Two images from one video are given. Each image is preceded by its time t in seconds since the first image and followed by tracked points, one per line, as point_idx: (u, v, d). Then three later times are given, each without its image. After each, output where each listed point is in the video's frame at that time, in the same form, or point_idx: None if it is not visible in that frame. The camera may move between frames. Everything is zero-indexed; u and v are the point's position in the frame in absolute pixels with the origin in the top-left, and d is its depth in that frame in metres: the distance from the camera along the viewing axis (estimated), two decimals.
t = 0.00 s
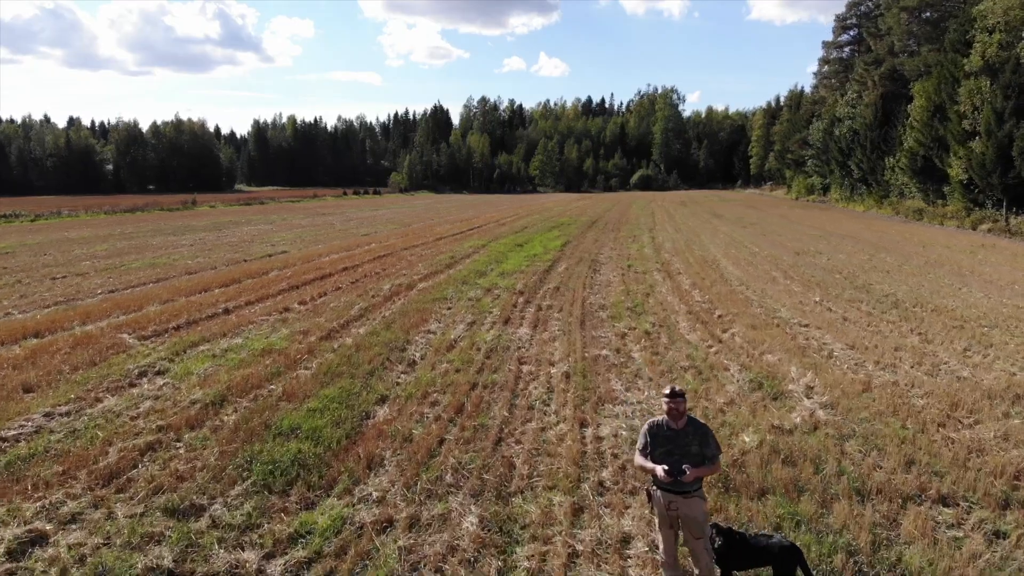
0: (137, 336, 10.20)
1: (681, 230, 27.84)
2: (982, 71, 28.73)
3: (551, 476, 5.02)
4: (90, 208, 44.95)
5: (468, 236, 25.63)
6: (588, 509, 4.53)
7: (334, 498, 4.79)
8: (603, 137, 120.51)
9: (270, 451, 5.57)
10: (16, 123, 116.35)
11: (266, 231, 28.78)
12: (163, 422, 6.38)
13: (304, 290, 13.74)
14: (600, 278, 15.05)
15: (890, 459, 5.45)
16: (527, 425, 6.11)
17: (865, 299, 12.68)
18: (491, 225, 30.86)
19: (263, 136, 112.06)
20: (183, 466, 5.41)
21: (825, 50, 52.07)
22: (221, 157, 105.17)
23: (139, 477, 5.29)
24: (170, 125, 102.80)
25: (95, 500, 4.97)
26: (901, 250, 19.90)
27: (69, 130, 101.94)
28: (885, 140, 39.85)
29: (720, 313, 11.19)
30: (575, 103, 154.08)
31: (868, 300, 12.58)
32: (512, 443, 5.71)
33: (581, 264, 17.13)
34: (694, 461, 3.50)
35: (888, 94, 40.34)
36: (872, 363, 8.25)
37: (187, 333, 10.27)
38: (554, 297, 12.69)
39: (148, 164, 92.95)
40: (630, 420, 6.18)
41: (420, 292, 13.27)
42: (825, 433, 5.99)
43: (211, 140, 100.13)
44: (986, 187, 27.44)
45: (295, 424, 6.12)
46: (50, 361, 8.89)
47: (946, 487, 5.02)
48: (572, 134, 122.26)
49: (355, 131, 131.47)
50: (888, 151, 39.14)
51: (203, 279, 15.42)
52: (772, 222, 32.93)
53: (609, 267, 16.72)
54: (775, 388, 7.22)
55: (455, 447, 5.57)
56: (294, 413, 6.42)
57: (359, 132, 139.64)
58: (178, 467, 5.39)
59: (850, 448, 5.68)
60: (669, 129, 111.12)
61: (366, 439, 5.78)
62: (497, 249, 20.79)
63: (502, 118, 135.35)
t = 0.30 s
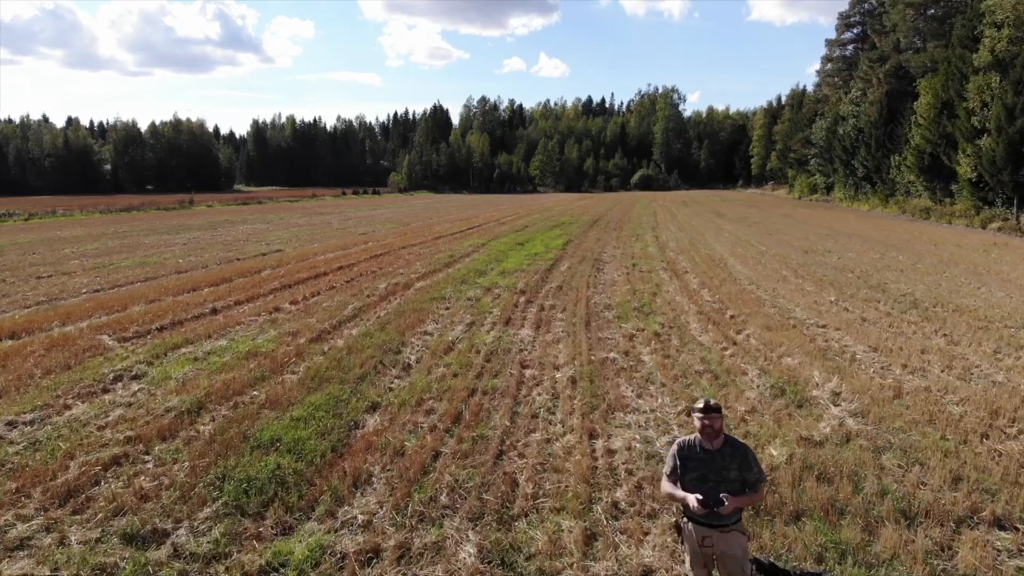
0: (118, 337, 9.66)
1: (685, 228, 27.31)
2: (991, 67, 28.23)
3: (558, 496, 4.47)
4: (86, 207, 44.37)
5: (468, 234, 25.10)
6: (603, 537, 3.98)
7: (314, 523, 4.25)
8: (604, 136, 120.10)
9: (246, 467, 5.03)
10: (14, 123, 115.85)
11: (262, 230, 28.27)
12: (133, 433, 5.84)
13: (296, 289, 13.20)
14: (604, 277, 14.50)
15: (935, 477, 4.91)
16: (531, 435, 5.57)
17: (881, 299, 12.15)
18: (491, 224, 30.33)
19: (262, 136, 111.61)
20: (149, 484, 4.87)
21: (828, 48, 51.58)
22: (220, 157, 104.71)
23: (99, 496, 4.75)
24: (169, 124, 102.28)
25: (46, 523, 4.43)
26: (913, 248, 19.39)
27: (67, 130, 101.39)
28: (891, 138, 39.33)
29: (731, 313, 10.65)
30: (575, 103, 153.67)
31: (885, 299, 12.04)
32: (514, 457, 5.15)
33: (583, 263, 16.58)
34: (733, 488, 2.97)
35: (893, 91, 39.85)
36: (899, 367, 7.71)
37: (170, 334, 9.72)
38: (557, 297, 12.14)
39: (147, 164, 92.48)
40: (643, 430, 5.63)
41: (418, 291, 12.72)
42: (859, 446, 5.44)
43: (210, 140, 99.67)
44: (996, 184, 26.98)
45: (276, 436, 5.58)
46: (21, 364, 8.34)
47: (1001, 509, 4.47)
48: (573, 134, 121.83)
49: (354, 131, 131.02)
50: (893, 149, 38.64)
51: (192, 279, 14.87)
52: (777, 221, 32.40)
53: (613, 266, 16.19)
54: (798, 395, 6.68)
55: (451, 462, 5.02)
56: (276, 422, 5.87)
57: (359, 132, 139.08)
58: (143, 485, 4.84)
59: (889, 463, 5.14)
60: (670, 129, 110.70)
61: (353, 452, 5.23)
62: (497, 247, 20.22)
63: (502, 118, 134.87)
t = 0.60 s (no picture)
0: (94, 344, 9.08)
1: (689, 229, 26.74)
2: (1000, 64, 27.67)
3: (567, 535, 3.91)
4: (81, 207, 43.81)
5: (467, 235, 24.50)
6: None
7: (286, 568, 3.68)
8: (604, 136, 119.55)
9: (213, 497, 4.46)
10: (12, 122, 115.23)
11: (257, 230, 27.69)
12: (93, 455, 5.26)
13: (287, 292, 12.63)
14: (608, 279, 13.93)
15: (991, 509, 4.36)
16: (534, 458, 5.01)
17: (900, 302, 11.59)
18: (490, 224, 29.74)
19: (260, 136, 111.07)
20: (103, 518, 4.30)
21: (832, 47, 51.06)
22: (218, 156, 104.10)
23: (45, 532, 4.18)
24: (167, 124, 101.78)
25: None
26: (925, 249, 18.81)
27: (66, 131, 100.84)
28: (896, 138, 38.79)
29: (745, 318, 10.08)
30: (575, 103, 153.11)
31: (905, 303, 11.48)
32: (516, 485, 4.58)
33: (586, 265, 16.03)
34: (790, 550, 2.90)
35: (898, 90, 39.31)
36: (931, 379, 7.15)
37: (150, 341, 9.15)
38: (560, 300, 11.57)
39: (145, 164, 91.89)
40: (659, 453, 5.05)
41: (414, 294, 12.15)
42: (901, 472, 4.87)
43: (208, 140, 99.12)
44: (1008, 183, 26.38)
45: (249, 460, 5.01)
46: None
47: None
48: (573, 134, 121.27)
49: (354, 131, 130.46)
50: (899, 148, 38.08)
51: (180, 281, 14.29)
52: (783, 221, 31.84)
53: (617, 268, 15.61)
54: (826, 412, 6.11)
55: (445, 491, 4.45)
56: (252, 443, 5.30)
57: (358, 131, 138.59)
58: (94, 520, 4.26)
59: (936, 492, 4.59)
60: (671, 129, 110.14)
61: (336, 479, 4.67)
62: (497, 248, 19.64)
63: (502, 118, 134.31)
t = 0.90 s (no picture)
0: (65, 355, 8.49)
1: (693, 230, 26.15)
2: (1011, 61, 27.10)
3: None
4: (76, 207, 43.22)
5: (467, 236, 23.89)
6: None
7: None
8: (605, 136, 119.04)
9: (171, 547, 3.87)
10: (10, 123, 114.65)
11: (252, 231, 27.08)
12: (42, 491, 4.67)
13: (277, 297, 12.03)
14: (613, 283, 13.32)
15: None
16: (540, 494, 4.42)
17: (922, 309, 11.01)
18: (490, 225, 29.12)
19: (259, 136, 110.52)
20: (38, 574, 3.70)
21: (835, 46, 50.47)
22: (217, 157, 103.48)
23: None
24: (165, 124, 101.18)
25: None
26: (940, 251, 18.22)
27: (63, 130, 100.23)
28: (902, 137, 38.21)
29: (761, 325, 9.48)
30: (575, 103, 152.64)
31: (927, 310, 10.90)
32: (520, 530, 3.99)
33: (590, 268, 15.43)
34: None
35: (904, 89, 38.73)
36: (971, 397, 6.55)
37: (126, 352, 8.55)
38: (564, 306, 10.97)
39: (143, 164, 91.32)
40: (682, 489, 4.47)
41: (410, 300, 11.55)
42: (960, 514, 4.27)
43: (207, 140, 98.54)
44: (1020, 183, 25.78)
45: (216, 498, 4.41)
46: None
47: None
48: (573, 134, 120.76)
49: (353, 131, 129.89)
50: (905, 148, 37.51)
51: (166, 285, 13.69)
52: (788, 222, 31.25)
53: (622, 271, 15.00)
54: (862, 436, 5.52)
55: (438, 539, 3.86)
56: (222, 477, 4.71)
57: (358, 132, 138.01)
58: None
59: (1004, 538, 3.99)
60: (672, 129, 109.63)
61: (314, 523, 4.08)
62: (498, 250, 19.06)
63: (502, 118, 133.75)
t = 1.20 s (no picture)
0: (30, 369, 7.84)
1: (698, 231, 25.51)
2: None
3: None
4: (69, 208, 42.56)
5: (466, 238, 23.25)
6: None
7: None
8: (606, 137, 118.45)
9: None
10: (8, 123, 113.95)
11: (246, 233, 26.44)
12: None
13: (265, 304, 11.39)
14: (620, 288, 12.63)
15: None
16: (548, 549, 3.77)
17: (949, 317, 10.37)
18: (490, 227, 28.44)
19: (258, 136, 109.90)
20: None
21: (839, 44, 49.85)
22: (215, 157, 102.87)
23: None
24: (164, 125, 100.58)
25: None
26: (957, 254, 17.59)
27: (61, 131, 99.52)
28: (909, 137, 37.58)
29: (781, 336, 8.84)
30: (576, 103, 152.02)
31: (955, 318, 10.27)
32: None
33: (594, 272, 14.76)
34: None
35: (912, 88, 38.11)
36: None
37: (96, 366, 7.92)
38: (568, 314, 10.30)
39: (141, 164, 90.74)
40: (714, 542, 3.84)
41: (405, 307, 10.87)
42: None
43: (205, 140, 97.97)
44: None
45: (169, 553, 3.77)
46: None
47: None
48: (574, 134, 120.13)
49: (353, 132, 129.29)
50: (913, 148, 36.88)
51: (149, 291, 13.04)
52: (795, 223, 30.58)
53: (628, 275, 14.31)
54: (912, 472, 4.86)
55: None
56: (181, 524, 4.07)
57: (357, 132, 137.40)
58: None
59: None
60: (673, 129, 109.03)
61: None
62: (498, 253, 18.42)
63: (503, 118, 133.13)
